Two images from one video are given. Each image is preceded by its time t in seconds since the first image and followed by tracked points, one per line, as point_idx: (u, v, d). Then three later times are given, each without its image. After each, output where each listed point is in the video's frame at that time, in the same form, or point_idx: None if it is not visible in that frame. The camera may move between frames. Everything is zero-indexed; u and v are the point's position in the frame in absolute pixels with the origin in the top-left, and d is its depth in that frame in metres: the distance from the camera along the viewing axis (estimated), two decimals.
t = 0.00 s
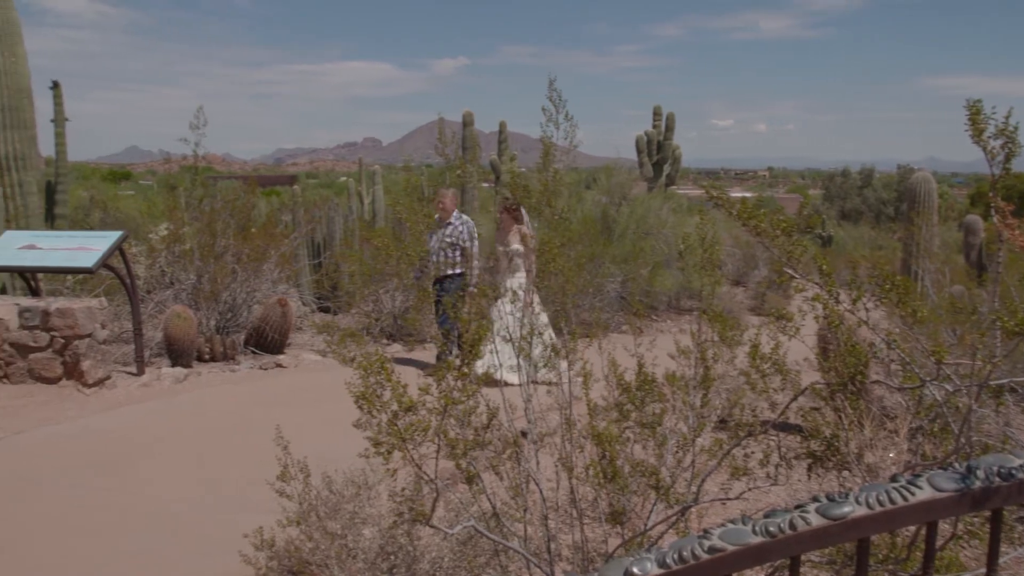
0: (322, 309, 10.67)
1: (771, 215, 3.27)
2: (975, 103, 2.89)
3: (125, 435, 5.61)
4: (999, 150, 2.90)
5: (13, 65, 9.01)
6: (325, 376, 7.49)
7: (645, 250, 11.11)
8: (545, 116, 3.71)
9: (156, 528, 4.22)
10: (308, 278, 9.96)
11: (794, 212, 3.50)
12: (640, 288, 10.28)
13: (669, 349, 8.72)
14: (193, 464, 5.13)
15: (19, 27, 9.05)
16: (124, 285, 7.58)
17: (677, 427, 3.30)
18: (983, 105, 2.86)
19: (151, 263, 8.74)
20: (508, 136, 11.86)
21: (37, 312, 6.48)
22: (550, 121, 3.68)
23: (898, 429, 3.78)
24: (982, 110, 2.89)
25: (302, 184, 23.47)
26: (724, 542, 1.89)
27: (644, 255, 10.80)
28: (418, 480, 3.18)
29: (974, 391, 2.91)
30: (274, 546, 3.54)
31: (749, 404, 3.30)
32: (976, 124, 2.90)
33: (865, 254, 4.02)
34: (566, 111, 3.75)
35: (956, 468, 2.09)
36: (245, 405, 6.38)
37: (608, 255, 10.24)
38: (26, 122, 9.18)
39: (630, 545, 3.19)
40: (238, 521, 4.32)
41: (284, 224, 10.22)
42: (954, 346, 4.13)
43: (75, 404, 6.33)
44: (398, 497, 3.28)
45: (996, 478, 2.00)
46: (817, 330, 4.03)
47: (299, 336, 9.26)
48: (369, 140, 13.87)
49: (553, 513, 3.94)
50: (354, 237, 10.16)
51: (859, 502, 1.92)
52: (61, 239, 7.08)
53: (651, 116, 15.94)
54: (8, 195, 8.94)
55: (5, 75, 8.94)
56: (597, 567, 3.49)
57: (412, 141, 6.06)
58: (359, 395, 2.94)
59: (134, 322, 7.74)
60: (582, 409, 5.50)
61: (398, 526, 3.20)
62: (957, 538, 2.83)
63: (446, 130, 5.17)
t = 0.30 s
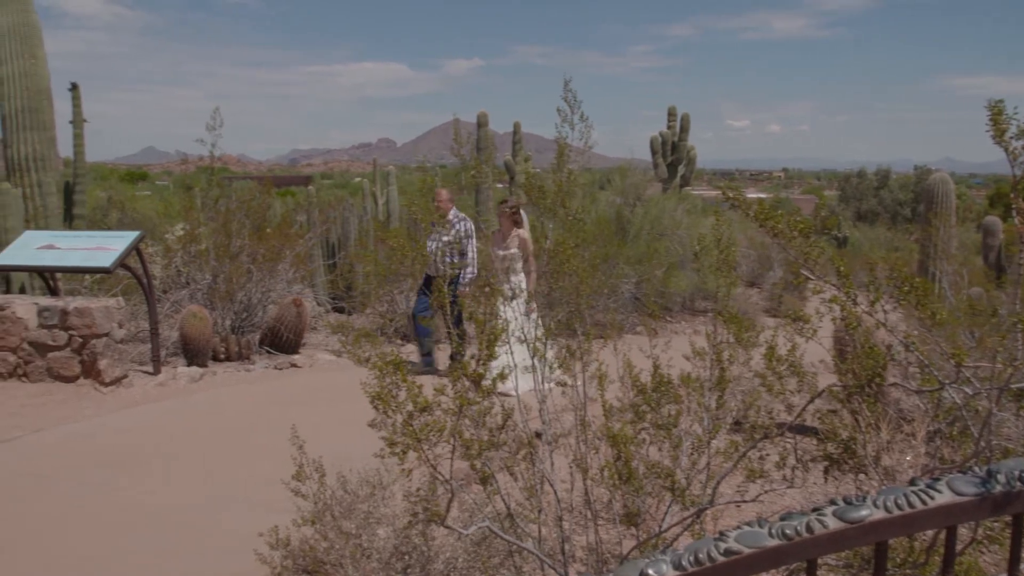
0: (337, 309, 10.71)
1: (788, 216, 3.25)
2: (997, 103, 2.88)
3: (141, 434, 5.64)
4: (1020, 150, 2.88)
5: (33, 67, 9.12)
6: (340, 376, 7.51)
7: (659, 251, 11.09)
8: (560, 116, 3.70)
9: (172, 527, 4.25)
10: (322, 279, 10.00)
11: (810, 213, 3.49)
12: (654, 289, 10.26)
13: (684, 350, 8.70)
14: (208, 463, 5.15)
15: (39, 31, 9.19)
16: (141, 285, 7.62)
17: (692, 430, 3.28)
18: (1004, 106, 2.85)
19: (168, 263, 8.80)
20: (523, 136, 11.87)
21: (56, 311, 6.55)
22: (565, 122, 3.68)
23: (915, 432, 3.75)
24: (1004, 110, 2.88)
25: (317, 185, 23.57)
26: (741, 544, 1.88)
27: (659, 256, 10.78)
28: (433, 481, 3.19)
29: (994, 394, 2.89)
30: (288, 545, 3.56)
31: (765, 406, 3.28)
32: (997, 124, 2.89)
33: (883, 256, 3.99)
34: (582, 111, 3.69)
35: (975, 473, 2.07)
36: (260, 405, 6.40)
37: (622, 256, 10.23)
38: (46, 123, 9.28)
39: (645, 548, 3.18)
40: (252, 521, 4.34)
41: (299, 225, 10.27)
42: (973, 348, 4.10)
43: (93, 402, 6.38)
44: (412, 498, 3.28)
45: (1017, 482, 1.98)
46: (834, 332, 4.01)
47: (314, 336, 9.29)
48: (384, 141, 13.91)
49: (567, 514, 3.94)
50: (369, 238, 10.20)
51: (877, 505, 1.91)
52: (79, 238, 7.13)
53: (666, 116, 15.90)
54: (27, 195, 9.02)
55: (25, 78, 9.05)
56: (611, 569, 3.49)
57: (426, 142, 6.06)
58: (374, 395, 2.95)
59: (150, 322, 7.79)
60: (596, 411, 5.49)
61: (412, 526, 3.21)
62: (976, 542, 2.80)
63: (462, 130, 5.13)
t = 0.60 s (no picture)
0: (353, 309, 10.74)
1: (808, 217, 3.24)
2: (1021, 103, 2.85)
3: (159, 433, 5.68)
4: None
5: (55, 69, 9.22)
6: (357, 376, 7.53)
7: (675, 251, 11.06)
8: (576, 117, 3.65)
9: (193, 524, 4.29)
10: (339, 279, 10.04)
11: (829, 214, 3.47)
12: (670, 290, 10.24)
13: (700, 352, 8.66)
14: (225, 462, 5.18)
15: (61, 34, 9.28)
16: (160, 285, 7.67)
17: (710, 431, 3.27)
18: None
19: (186, 263, 8.87)
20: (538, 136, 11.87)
21: (77, 310, 6.60)
22: (583, 123, 3.64)
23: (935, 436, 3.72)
24: None
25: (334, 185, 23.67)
26: (759, 547, 1.88)
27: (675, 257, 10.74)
28: (449, 481, 3.20)
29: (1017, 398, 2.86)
30: (305, 545, 3.57)
31: (783, 408, 3.27)
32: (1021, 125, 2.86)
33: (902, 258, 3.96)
34: (600, 112, 3.67)
35: (1001, 478, 2.02)
36: (278, 404, 6.44)
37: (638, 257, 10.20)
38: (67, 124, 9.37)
39: (661, 550, 3.17)
40: (268, 520, 4.35)
41: (316, 225, 10.31)
42: (994, 351, 4.06)
43: (112, 401, 6.43)
44: (429, 498, 3.28)
45: None
46: (852, 334, 3.98)
47: (330, 336, 9.33)
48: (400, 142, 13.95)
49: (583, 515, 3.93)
50: (385, 238, 10.23)
51: (897, 509, 1.89)
52: (100, 239, 7.19)
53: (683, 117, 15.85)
54: (48, 195, 9.10)
55: (47, 80, 9.15)
56: (628, 571, 3.48)
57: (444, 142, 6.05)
58: (392, 395, 2.96)
59: (168, 322, 7.84)
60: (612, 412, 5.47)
61: (428, 526, 3.22)
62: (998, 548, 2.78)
63: (479, 131, 5.07)
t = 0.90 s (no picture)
0: (371, 309, 10.78)
1: (830, 219, 3.22)
2: None
3: (179, 432, 5.71)
4: None
5: (79, 71, 9.33)
6: (376, 376, 7.56)
7: (693, 253, 11.03)
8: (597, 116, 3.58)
9: (206, 524, 4.29)
10: (357, 280, 10.08)
11: (852, 216, 3.44)
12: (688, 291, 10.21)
13: (720, 354, 8.62)
14: (244, 461, 5.20)
15: (85, 37, 9.39)
16: (180, 284, 7.71)
17: (729, 434, 3.26)
18: None
19: (206, 263, 8.93)
20: (556, 137, 11.88)
21: (99, 309, 6.67)
22: (602, 125, 3.65)
23: (958, 440, 3.68)
24: None
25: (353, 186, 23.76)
26: (779, 551, 1.88)
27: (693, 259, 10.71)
28: (467, 482, 3.20)
29: None
30: (323, 544, 3.58)
31: (804, 410, 3.24)
32: None
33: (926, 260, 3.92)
34: (621, 113, 3.61)
35: None
36: (297, 404, 6.46)
37: (657, 259, 10.17)
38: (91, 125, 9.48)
39: (679, 553, 3.15)
40: (286, 519, 4.36)
41: (335, 225, 10.36)
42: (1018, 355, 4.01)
43: (133, 399, 6.48)
44: (447, 499, 3.28)
45: None
46: (873, 337, 3.95)
47: (348, 337, 9.37)
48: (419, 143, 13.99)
49: (601, 517, 3.92)
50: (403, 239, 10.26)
51: (921, 514, 1.87)
52: (122, 239, 7.25)
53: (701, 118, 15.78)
54: (71, 196, 9.19)
55: (71, 82, 9.26)
56: (646, 573, 3.47)
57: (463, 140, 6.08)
58: (411, 395, 2.97)
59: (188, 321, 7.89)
60: (630, 413, 5.46)
61: (446, 526, 3.22)
62: None
63: (498, 132, 5.09)
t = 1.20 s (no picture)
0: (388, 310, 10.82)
1: (853, 220, 3.19)
2: None
3: (197, 430, 5.75)
4: None
5: (101, 73, 9.42)
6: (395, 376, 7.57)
7: (711, 254, 10.98)
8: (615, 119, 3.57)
9: (202, 525, 4.27)
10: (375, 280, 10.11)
11: (874, 217, 3.41)
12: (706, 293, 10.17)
13: (739, 356, 8.58)
14: (261, 460, 5.23)
15: (107, 39, 9.48)
16: (199, 284, 7.76)
17: (749, 436, 3.24)
18: None
19: (225, 263, 8.98)
20: (573, 138, 11.88)
21: (120, 308, 6.72)
22: (621, 125, 3.64)
23: (980, 443, 3.64)
24: None
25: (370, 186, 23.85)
26: (800, 554, 1.87)
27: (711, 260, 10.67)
28: (485, 482, 3.20)
29: None
30: (341, 543, 3.59)
31: (824, 413, 3.22)
32: None
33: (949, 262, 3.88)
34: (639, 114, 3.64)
35: None
36: (315, 404, 6.49)
37: (675, 260, 10.14)
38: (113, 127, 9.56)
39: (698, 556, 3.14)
40: (290, 520, 4.36)
41: (353, 226, 10.40)
42: None
43: (153, 398, 6.53)
44: (465, 499, 3.29)
45: None
46: (894, 339, 3.91)
47: (365, 337, 9.39)
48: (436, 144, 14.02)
49: (618, 519, 3.91)
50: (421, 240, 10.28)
51: (945, 519, 1.85)
52: (143, 239, 7.31)
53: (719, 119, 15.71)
54: (93, 196, 9.28)
55: (94, 84, 9.35)
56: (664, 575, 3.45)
57: (480, 142, 6.12)
58: (430, 396, 2.97)
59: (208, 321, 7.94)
60: (649, 415, 5.45)
61: (464, 527, 3.22)
62: None
63: (517, 133, 5.13)
